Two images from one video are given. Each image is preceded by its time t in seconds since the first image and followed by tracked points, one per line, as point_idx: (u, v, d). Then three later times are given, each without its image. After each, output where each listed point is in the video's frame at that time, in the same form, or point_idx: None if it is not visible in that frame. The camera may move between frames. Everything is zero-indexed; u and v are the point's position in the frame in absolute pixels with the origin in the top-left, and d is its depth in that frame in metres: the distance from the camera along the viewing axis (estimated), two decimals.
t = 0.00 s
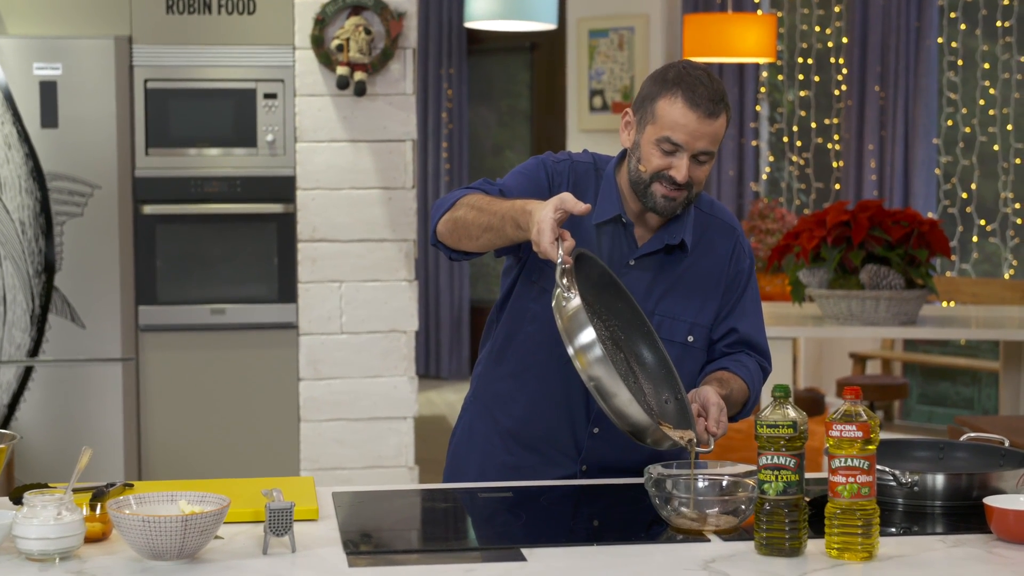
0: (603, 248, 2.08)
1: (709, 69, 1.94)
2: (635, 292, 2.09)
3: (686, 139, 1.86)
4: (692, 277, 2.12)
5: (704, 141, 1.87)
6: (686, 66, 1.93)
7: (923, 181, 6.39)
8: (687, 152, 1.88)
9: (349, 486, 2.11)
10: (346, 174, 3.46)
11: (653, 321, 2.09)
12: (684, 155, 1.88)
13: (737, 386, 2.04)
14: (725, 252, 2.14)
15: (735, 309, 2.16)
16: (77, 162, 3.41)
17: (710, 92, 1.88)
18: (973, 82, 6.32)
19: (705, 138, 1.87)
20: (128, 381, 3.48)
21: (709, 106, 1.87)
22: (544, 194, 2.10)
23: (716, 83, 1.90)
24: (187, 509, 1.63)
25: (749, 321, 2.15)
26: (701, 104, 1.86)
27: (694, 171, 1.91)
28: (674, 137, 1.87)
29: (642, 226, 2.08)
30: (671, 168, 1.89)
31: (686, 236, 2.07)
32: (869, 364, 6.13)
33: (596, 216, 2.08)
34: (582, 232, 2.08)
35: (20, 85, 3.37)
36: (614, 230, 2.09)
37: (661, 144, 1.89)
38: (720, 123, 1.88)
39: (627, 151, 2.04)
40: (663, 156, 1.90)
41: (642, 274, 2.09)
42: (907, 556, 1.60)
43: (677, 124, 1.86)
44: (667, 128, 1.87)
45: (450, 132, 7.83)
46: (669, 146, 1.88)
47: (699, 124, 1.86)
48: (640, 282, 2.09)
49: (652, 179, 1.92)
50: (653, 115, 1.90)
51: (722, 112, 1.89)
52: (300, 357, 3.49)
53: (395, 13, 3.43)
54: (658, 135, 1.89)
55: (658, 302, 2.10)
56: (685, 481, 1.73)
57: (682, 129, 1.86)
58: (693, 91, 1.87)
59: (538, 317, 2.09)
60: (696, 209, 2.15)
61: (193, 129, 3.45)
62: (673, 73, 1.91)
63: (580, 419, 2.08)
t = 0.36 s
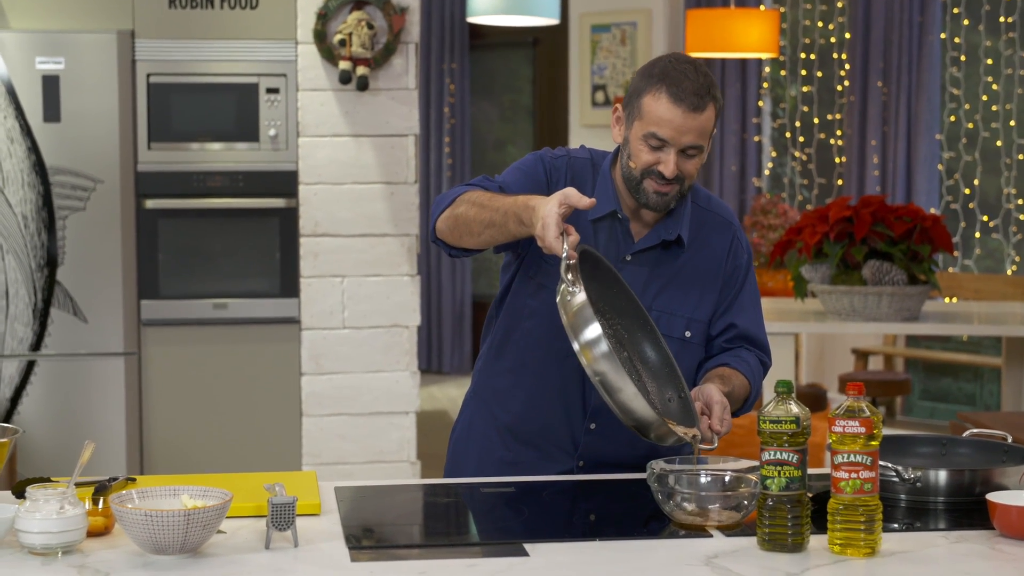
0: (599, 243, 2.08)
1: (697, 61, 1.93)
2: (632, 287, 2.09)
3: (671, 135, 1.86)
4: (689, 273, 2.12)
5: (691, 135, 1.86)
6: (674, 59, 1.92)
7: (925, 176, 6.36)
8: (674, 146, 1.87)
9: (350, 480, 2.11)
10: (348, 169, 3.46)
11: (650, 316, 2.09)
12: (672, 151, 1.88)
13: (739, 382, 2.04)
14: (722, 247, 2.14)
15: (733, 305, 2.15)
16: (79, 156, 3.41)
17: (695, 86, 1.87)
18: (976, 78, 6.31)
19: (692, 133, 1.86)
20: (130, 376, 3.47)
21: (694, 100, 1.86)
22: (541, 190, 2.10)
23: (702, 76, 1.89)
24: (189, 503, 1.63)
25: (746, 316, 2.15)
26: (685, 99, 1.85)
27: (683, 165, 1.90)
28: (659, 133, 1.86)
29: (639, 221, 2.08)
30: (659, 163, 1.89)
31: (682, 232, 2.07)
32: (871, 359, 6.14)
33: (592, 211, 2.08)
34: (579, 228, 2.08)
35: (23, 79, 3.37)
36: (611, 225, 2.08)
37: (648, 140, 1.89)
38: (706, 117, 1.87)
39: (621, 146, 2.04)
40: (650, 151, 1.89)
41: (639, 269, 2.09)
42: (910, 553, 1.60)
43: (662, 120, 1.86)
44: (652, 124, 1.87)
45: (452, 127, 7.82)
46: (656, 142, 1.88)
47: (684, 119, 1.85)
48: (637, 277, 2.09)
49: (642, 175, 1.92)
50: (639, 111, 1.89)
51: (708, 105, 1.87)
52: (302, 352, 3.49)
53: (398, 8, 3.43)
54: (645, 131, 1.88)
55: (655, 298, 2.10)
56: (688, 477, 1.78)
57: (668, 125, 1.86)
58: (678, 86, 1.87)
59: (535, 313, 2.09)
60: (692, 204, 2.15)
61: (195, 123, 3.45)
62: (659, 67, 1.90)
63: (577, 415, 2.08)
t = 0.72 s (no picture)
0: (583, 249, 2.09)
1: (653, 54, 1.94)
2: (623, 285, 2.09)
3: (630, 126, 1.86)
4: (678, 262, 2.11)
5: (650, 125, 1.86)
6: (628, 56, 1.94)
7: (932, 176, 6.35)
8: (635, 139, 1.87)
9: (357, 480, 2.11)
10: (354, 168, 3.45)
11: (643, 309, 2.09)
12: (635, 143, 1.88)
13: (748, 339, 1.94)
14: (709, 230, 2.13)
15: (729, 282, 2.11)
16: (86, 155, 3.42)
17: (649, 77, 1.88)
18: (982, 77, 6.29)
19: (651, 123, 1.86)
20: (136, 375, 3.47)
21: (648, 90, 1.87)
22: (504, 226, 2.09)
23: (656, 66, 1.90)
24: (196, 502, 1.63)
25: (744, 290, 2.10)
26: (639, 89, 1.86)
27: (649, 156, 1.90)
28: (619, 127, 1.87)
29: (620, 220, 2.08)
30: (625, 157, 1.89)
31: (665, 223, 2.07)
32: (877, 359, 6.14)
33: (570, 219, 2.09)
34: (559, 240, 2.10)
35: (31, 77, 3.38)
36: (592, 229, 2.09)
37: (610, 136, 1.89)
38: (663, 104, 1.87)
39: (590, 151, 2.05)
40: (614, 147, 1.90)
41: (628, 266, 2.09)
42: (918, 553, 1.60)
43: (620, 114, 1.87)
44: (611, 120, 1.88)
45: (458, 127, 7.84)
46: (618, 137, 1.88)
47: (641, 110, 1.86)
48: (626, 274, 2.09)
49: (610, 173, 1.92)
50: (598, 110, 1.90)
51: (665, 94, 1.88)
52: (308, 351, 3.49)
53: (405, 6, 3.42)
54: (605, 128, 1.89)
55: (646, 292, 2.10)
56: (694, 478, 1.78)
57: (626, 118, 1.86)
58: (631, 79, 1.88)
59: (523, 331, 2.09)
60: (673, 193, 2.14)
61: (202, 122, 3.45)
62: (613, 64, 1.92)
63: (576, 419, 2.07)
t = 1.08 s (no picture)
0: (535, 261, 2.12)
1: (555, 67, 1.92)
2: (577, 291, 2.11)
3: (529, 148, 1.87)
4: (628, 263, 2.13)
5: (548, 144, 1.86)
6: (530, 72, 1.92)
7: (943, 179, 6.15)
8: (539, 158, 1.88)
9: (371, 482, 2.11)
10: (365, 172, 3.45)
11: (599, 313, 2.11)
12: (539, 162, 1.88)
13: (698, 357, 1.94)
14: (657, 227, 2.14)
15: (680, 276, 2.12)
16: (97, 158, 3.43)
17: (542, 96, 1.87)
18: (994, 81, 6.05)
19: (549, 141, 1.86)
20: (148, 378, 3.47)
21: (542, 110, 1.86)
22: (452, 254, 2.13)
23: (553, 83, 1.89)
24: (208, 505, 1.63)
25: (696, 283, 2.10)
26: (531, 111, 1.85)
27: (558, 171, 1.90)
28: (520, 149, 1.88)
29: (566, 228, 2.10)
30: (534, 174, 1.90)
31: (611, 226, 2.09)
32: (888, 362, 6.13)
33: (518, 233, 2.12)
34: (510, 253, 2.13)
35: (42, 79, 3.40)
36: (540, 241, 2.12)
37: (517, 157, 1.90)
38: (560, 121, 1.86)
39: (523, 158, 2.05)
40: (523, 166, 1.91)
41: (580, 271, 2.11)
42: (929, 557, 1.59)
43: (519, 137, 1.87)
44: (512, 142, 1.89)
45: (470, 129, 7.73)
46: (523, 157, 1.89)
47: (538, 130, 1.86)
48: (579, 280, 2.11)
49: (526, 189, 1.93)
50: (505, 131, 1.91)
51: (562, 110, 1.87)
52: (319, 354, 3.48)
53: (416, 10, 3.42)
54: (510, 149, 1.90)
55: (600, 295, 2.12)
56: (706, 481, 1.77)
57: (526, 140, 1.87)
58: (528, 100, 1.87)
59: (483, 347, 2.14)
60: (619, 194, 2.15)
61: (213, 125, 3.45)
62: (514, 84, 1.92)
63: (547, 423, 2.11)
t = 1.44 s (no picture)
0: (463, 271, 1.98)
1: (475, 75, 1.79)
2: (508, 300, 1.97)
3: (460, 160, 1.74)
4: (557, 268, 1.99)
5: (479, 154, 1.73)
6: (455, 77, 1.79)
7: (958, 181, 5.88)
8: (469, 169, 1.75)
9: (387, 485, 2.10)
10: (379, 172, 3.38)
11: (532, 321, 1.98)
12: (470, 174, 1.75)
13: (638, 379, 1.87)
14: (586, 230, 2.02)
15: (609, 277, 2.00)
16: (112, 158, 3.44)
17: (469, 105, 1.73)
18: (1009, 82, 5.78)
19: (479, 152, 1.73)
20: (161, 378, 3.48)
21: (470, 120, 1.73)
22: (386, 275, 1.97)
23: (480, 90, 1.76)
24: (223, 506, 1.63)
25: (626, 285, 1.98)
26: (458, 122, 1.72)
27: (490, 181, 1.77)
28: (450, 162, 1.74)
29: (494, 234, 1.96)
30: (465, 186, 1.77)
31: (540, 232, 1.96)
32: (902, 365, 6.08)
33: (446, 243, 1.97)
34: (437, 263, 1.97)
35: (57, 80, 3.41)
36: (468, 251, 1.98)
37: (445, 169, 1.76)
38: (490, 131, 1.73)
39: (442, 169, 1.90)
40: (452, 178, 1.77)
41: (510, 279, 1.98)
42: (945, 560, 1.56)
43: (449, 149, 1.74)
44: (441, 154, 1.75)
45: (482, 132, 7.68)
46: (453, 170, 1.76)
47: (466, 141, 1.73)
48: (509, 288, 1.97)
49: (455, 202, 1.79)
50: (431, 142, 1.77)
51: (490, 118, 1.73)
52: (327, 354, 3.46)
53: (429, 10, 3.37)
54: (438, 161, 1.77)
55: (531, 301, 1.98)
56: (721, 483, 1.76)
57: (454, 152, 1.74)
58: (453, 110, 1.74)
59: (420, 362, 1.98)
60: (543, 196, 2.02)
61: (227, 125, 3.45)
62: (440, 92, 1.78)
63: (485, 436, 1.98)
